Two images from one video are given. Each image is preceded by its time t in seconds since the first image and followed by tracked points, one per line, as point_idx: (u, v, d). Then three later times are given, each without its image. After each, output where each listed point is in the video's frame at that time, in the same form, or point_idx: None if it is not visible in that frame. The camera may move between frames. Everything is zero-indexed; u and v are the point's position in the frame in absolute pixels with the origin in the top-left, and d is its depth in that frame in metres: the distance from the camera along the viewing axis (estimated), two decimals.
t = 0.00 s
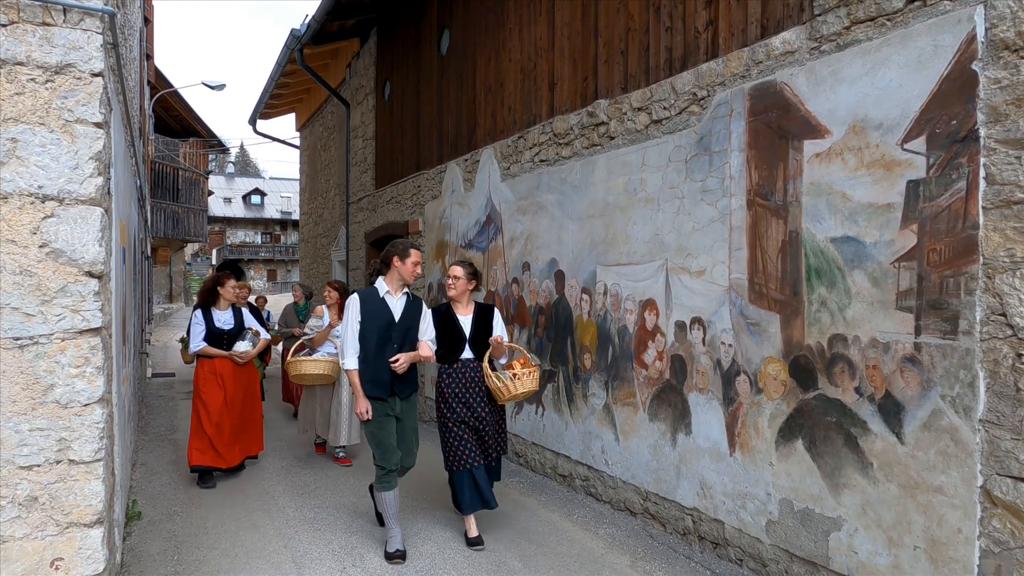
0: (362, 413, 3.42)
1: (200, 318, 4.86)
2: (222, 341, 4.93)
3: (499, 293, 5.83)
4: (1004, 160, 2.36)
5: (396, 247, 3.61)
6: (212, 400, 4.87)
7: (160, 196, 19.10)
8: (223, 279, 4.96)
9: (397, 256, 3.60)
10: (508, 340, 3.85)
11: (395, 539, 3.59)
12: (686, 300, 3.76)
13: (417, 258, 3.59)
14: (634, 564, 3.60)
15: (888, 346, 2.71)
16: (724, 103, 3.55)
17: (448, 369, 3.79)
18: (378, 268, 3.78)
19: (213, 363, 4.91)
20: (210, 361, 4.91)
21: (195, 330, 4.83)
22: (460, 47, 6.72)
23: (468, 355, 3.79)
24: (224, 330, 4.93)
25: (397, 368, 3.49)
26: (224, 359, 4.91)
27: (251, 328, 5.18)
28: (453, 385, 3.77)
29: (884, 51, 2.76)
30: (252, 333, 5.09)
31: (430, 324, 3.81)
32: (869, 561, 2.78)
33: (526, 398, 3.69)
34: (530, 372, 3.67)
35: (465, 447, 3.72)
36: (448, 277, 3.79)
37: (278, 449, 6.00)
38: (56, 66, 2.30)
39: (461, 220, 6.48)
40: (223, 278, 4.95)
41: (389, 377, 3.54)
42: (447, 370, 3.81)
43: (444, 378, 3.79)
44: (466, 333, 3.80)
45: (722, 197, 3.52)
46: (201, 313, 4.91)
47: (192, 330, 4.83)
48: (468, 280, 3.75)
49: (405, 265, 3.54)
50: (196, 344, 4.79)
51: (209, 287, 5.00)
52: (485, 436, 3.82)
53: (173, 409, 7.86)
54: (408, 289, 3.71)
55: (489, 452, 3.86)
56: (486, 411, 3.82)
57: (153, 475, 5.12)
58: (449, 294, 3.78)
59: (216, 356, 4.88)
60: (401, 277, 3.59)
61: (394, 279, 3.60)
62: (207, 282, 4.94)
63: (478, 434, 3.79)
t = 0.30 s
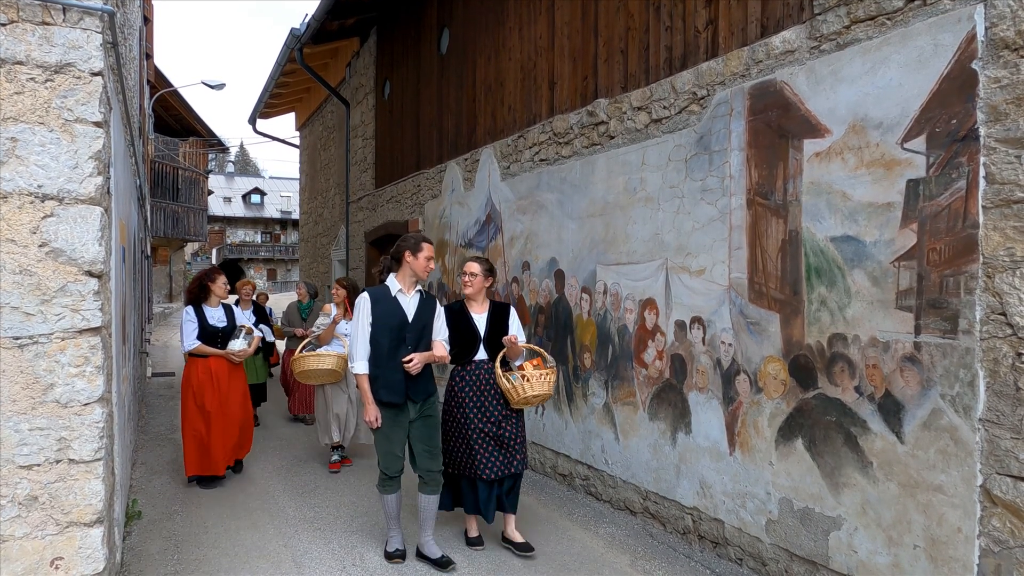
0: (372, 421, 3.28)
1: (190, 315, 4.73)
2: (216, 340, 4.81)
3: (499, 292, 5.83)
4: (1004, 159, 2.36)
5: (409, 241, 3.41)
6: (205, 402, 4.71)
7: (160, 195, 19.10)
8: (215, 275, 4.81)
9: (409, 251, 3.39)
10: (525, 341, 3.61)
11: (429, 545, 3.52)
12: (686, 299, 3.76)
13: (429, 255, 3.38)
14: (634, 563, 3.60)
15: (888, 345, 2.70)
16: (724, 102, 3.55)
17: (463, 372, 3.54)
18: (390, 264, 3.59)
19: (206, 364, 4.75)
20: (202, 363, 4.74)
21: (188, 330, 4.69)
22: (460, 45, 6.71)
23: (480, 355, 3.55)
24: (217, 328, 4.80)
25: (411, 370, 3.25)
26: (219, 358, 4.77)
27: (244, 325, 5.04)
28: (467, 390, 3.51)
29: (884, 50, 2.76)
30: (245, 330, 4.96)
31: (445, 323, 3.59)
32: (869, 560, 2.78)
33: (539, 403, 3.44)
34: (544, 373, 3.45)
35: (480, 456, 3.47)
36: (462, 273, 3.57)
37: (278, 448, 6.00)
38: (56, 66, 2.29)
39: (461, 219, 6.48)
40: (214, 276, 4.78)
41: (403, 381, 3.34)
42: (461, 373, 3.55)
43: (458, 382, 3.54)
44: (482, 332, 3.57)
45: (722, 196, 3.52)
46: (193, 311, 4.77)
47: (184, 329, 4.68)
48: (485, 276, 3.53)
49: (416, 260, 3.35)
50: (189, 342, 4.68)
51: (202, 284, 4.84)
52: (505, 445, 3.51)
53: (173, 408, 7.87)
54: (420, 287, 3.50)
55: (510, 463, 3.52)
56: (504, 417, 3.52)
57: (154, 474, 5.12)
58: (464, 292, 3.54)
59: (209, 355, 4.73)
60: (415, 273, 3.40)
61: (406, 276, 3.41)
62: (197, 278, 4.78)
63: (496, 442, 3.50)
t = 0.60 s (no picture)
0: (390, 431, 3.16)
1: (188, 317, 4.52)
2: (217, 344, 4.58)
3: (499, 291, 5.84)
4: (1004, 158, 2.36)
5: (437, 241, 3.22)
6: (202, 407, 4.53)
7: (160, 195, 19.09)
8: (215, 275, 4.59)
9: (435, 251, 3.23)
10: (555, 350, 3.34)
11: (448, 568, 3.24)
12: (685, 299, 3.76)
13: (458, 256, 3.19)
14: (634, 562, 3.60)
15: (888, 344, 2.70)
16: (724, 101, 3.55)
17: (489, 382, 3.32)
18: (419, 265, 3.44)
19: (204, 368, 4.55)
20: (201, 367, 4.56)
21: (187, 334, 4.48)
22: (460, 45, 6.71)
23: (508, 365, 3.32)
24: (217, 332, 4.56)
25: (437, 381, 3.13)
26: (219, 363, 4.54)
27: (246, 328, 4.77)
28: (493, 403, 3.29)
29: (884, 49, 2.76)
30: (247, 334, 4.70)
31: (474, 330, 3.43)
32: (869, 559, 2.78)
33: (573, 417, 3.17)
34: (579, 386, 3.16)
35: (499, 473, 3.24)
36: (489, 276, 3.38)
37: (279, 448, 6.00)
38: (56, 65, 2.29)
39: (461, 219, 6.48)
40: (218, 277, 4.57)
41: (426, 391, 3.18)
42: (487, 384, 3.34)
43: (482, 392, 3.33)
44: (508, 340, 3.33)
45: (722, 195, 3.52)
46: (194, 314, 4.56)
47: (182, 333, 4.47)
48: (513, 279, 3.30)
49: (444, 261, 3.19)
50: (188, 347, 4.47)
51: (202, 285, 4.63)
52: (528, 465, 3.25)
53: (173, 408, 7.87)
54: (449, 290, 3.35)
55: (533, 486, 3.24)
56: (530, 434, 3.27)
57: (154, 474, 5.12)
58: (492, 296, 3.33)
59: (209, 360, 4.53)
60: (443, 275, 3.22)
61: (433, 279, 3.27)
62: (196, 279, 4.58)
63: (519, 459, 3.25)
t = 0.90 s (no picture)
0: (419, 430, 2.91)
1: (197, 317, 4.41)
2: (226, 346, 4.45)
3: (499, 291, 5.83)
4: (1004, 158, 2.35)
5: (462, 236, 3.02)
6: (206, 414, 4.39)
7: (160, 195, 19.09)
8: (227, 275, 4.44)
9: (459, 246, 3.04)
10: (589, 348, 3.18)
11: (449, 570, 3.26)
12: (686, 298, 3.75)
13: (483, 254, 2.98)
14: (634, 561, 3.60)
15: (888, 344, 2.70)
16: (724, 101, 3.55)
17: (519, 381, 3.18)
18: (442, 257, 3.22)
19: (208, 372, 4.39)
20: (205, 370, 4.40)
21: (197, 333, 4.38)
22: (460, 44, 6.70)
23: (541, 363, 3.20)
24: (226, 333, 4.43)
25: (470, 375, 2.92)
26: (226, 365, 4.39)
27: (258, 330, 4.60)
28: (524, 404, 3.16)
29: (884, 48, 2.76)
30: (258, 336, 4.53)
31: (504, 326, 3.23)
32: (869, 559, 2.78)
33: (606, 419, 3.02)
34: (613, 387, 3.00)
35: (535, 478, 3.10)
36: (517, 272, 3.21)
37: (279, 447, 6.01)
38: (55, 64, 2.29)
39: (461, 218, 6.47)
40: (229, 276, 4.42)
41: (455, 389, 2.97)
42: (518, 382, 3.19)
43: (513, 392, 3.19)
44: (541, 336, 3.22)
45: (722, 195, 3.52)
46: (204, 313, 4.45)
47: (189, 334, 4.38)
48: (544, 273, 3.19)
49: (469, 251, 2.97)
50: (194, 348, 4.34)
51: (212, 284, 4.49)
52: (560, 468, 3.15)
53: (173, 407, 7.88)
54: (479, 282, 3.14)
55: (566, 490, 3.16)
56: (564, 437, 3.15)
57: (154, 473, 5.12)
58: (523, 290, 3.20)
59: (217, 362, 4.38)
60: (467, 267, 3.01)
61: (461, 270, 3.05)
62: (207, 278, 4.43)
63: (553, 462, 3.15)
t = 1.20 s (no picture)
0: (448, 451, 2.73)
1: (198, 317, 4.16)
2: (228, 347, 4.19)
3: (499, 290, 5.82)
4: (1004, 158, 2.35)
5: (483, 238, 2.82)
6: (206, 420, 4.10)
7: (160, 194, 19.08)
8: (230, 272, 4.18)
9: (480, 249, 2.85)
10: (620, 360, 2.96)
11: None
12: (685, 298, 3.75)
13: (505, 257, 2.78)
14: (634, 561, 3.59)
15: (888, 343, 2.70)
16: (724, 100, 3.54)
17: (547, 396, 2.87)
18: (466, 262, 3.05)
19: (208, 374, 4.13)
20: (205, 371, 4.13)
21: (197, 333, 4.13)
22: (460, 43, 6.68)
23: (570, 377, 2.89)
24: (229, 334, 4.18)
25: (491, 394, 2.75)
26: (228, 367, 4.13)
27: (263, 331, 4.37)
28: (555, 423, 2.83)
29: (884, 48, 2.76)
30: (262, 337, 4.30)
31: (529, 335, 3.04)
32: (869, 558, 2.78)
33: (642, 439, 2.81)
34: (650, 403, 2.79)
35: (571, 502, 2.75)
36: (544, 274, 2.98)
37: (279, 447, 6.00)
38: (54, 63, 2.29)
39: (461, 218, 6.46)
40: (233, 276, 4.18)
41: (479, 407, 2.81)
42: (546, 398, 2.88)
43: (540, 407, 2.88)
44: (570, 350, 2.90)
45: (722, 194, 3.51)
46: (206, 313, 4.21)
47: (189, 334, 4.13)
48: (573, 277, 2.88)
49: (490, 254, 2.79)
50: (194, 349, 4.10)
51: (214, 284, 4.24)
52: (595, 489, 2.86)
53: (172, 407, 7.88)
54: (504, 291, 2.95)
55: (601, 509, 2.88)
56: (597, 455, 2.86)
57: (153, 472, 5.12)
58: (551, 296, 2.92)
59: (218, 364, 4.12)
60: (489, 273, 2.84)
61: (483, 277, 2.87)
62: (208, 277, 4.19)
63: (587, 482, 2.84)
